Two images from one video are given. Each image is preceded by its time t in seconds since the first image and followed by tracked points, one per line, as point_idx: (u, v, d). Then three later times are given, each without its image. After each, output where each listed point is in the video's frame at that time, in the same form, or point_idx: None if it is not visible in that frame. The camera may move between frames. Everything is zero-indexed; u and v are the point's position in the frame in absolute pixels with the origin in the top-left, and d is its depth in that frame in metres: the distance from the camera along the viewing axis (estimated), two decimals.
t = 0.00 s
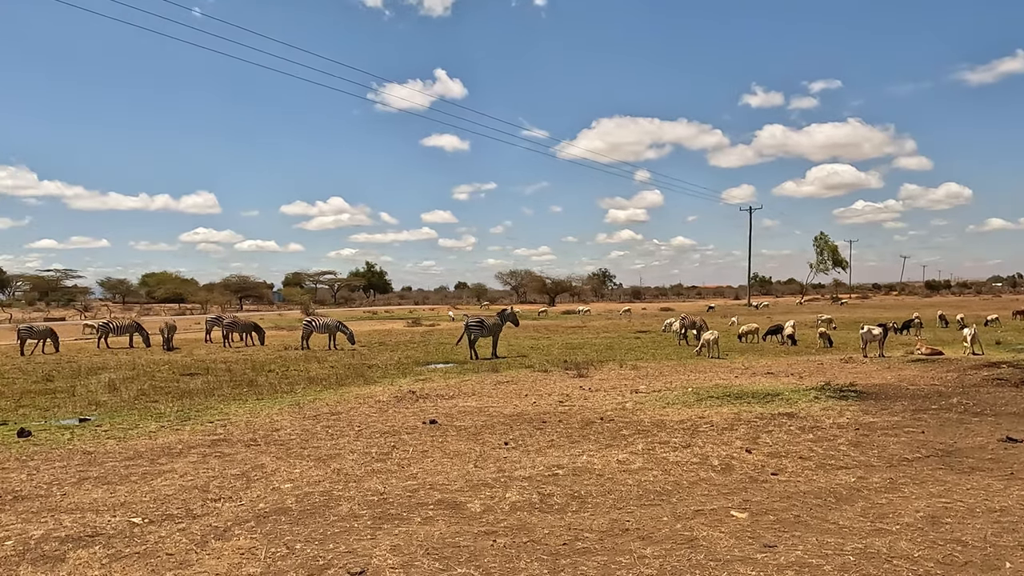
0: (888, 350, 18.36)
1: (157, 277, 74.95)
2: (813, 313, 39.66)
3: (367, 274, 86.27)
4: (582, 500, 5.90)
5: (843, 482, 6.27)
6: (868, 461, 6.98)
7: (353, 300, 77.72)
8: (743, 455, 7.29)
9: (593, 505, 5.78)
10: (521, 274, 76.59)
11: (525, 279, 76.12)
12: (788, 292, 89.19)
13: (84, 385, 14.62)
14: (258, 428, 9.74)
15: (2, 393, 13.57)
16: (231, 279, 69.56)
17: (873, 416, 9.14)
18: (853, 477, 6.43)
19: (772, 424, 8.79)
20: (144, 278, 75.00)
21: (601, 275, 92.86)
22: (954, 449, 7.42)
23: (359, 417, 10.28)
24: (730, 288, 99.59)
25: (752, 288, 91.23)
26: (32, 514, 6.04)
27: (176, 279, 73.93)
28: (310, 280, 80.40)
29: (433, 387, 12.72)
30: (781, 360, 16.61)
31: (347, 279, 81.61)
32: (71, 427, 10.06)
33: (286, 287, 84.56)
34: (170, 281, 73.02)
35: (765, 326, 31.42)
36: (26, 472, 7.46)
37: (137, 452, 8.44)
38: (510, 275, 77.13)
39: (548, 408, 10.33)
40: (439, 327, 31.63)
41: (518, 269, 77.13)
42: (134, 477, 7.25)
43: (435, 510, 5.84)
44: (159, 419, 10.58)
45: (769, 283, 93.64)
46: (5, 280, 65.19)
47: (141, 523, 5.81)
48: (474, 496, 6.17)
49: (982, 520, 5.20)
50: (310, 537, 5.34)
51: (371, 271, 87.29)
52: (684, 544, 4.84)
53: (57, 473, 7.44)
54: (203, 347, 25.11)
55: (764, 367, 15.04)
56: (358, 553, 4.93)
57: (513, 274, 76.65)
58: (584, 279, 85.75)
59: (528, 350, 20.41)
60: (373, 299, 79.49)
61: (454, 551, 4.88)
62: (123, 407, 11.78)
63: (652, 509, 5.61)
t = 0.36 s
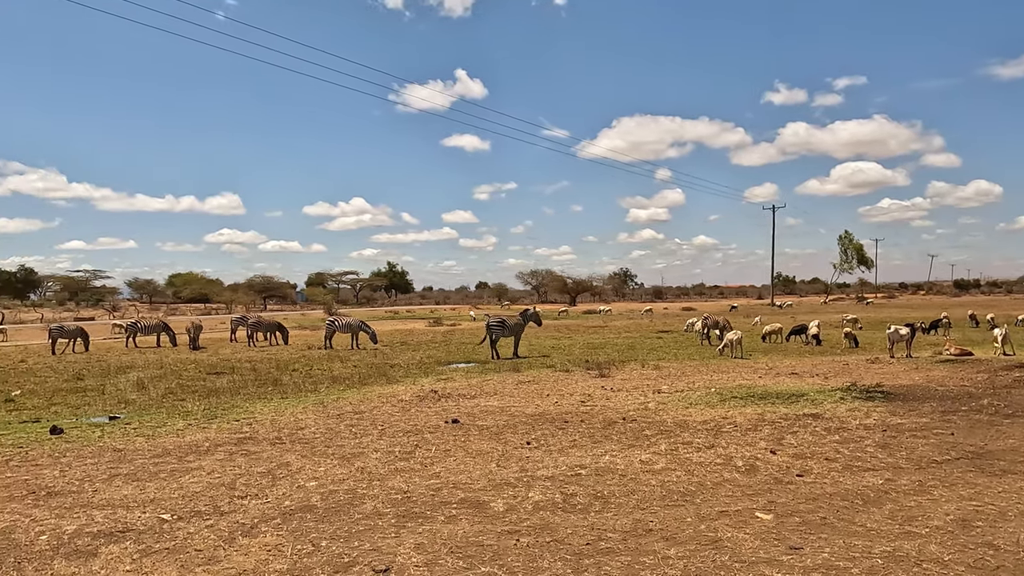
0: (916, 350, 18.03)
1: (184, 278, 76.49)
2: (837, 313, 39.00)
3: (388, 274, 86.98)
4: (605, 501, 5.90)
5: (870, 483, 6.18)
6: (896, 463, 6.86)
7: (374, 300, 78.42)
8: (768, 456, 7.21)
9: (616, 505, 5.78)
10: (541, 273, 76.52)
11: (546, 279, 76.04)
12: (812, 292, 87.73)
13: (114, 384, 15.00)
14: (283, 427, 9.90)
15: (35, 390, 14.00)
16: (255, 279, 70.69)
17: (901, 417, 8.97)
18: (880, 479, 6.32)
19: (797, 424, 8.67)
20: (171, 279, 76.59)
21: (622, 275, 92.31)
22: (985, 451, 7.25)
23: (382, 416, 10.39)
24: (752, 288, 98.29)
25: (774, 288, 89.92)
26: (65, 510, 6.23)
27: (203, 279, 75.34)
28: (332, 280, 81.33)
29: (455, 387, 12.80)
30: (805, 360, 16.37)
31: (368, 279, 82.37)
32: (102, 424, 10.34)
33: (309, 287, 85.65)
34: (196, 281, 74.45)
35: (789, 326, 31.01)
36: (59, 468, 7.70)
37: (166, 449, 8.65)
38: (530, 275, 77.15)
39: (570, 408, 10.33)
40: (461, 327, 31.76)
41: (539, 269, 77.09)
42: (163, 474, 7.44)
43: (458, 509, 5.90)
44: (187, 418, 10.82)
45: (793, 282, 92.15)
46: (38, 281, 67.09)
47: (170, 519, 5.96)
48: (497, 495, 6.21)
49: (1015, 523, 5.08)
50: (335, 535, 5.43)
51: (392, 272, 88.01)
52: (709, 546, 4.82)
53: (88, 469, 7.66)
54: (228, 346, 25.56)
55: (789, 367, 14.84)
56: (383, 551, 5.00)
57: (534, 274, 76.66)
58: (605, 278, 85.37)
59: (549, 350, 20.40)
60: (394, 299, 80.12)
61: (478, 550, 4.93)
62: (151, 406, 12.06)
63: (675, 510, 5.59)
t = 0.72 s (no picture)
0: (944, 351, 17.73)
1: (210, 279, 77.95)
2: (863, 313, 38.24)
3: (410, 274, 87.65)
4: (628, 501, 5.89)
5: (898, 486, 6.07)
6: (924, 465, 6.72)
7: (396, 300, 79.09)
8: (793, 457, 7.13)
9: (640, 506, 5.76)
10: (562, 273, 76.36)
11: (567, 279, 75.87)
12: (838, 292, 86.12)
13: (142, 383, 15.37)
14: (307, 426, 10.05)
15: (67, 389, 14.43)
16: (279, 280, 71.75)
17: (930, 419, 8.78)
18: (909, 482, 6.21)
19: (823, 426, 8.55)
20: (198, 280, 78.12)
21: (643, 275, 91.64)
22: (1018, 454, 7.06)
23: (405, 415, 10.50)
24: (776, 288, 96.85)
25: (798, 288, 88.36)
26: (97, 506, 6.42)
27: (228, 280, 76.69)
28: (355, 281, 82.17)
29: (477, 387, 12.87)
30: (831, 360, 16.11)
31: (390, 279, 83.01)
32: (132, 423, 10.60)
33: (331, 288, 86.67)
34: (222, 282, 75.80)
35: (814, 326, 30.56)
36: (91, 465, 7.93)
37: (193, 447, 8.85)
38: (551, 275, 77.10)
39: (592, 408, 10.31)
40: (482, 327, 31.87)
41: (560, 270, 76.97)
42: (191, 472, 7.62)
43: (482, 508, 5.94)
44: (214, 417, 11.05)
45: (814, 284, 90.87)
46: (69, 282, 68.94)
47: (198, 516, 6.11)
48: (520, 495, 6.24)
49: None
50: (360, 533, 5.51)
51: (414, 272, 88.65)
52: (734, 547, 4.79)
53: (119, 467, 7.88)
54: (253, 346, 25.96)
55: (814, 368, 14.61)
56: (407, 550, 5.06)
57: (555, 274, 76.58)
58: (626, 278, 84.93)
59: (571, 350, 20.38)
60: (416, 300, 80.67)
61: (501, 549, 4.96)
62: (178, 405, 12.34)
63: (700, 511, 5.56)
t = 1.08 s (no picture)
0: (971, 351, 17.51)
1: (233, 280, 79.24)
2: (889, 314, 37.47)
3: (429, 275, 88.15)
4: (648, 503, 5.87)
5: (924, 490, 5.95)
6: (952, 469, 6.58)
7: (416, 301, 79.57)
8: (816, 460, 7.03)
9: (660, 508, 5.73)
10: (582, 274, 76.14)
11: (586, 279, 75.64)
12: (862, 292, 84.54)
13: (168, 383, 15.68)
14: (329, 426, 10.19)
15: (95, 388, 14.80)
16: (301, 282, 72.66)
17: (958, 421, 8.59)
18: (937, 485, 6.08)
19: (847, 428, 8.41)
20: (222, 282, 79.46)
21: (663, 275, 90.91)
22: None
23: (425, 416, 10.58)
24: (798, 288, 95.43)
25: (822, 288, 87.02)
26: (124, 503, 6.59)
27: (251, 282, 77.87)
28: (375, 282, 82.86)
29: (497, 387, 12.90)
30: (855, 361, 15.83)
31: (410, 280, 83.56)
32: (158, 422, 10.84)
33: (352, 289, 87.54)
34: (245, 284, 76.98)
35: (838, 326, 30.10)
36: (119, 464, 8.13)
37: (218, 447, 9.02)
38: (571, 276, 76.97)
39: (612, 409, 10.27)
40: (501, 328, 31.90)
41: (580, 270, 76.76)
42: (215, 471, 7.77)
43: (502, 509, 5.97)
44: (237, 416, 11.25)
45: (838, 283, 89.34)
46: (97, 284, 70.61)
47: (223, 514, 6.23)
48: (540, 496, 6.26)
49: None
50: (381, 532, 5.57)
51: (434, 273, 89.14)
52: (757, 550, 4.74)
53: (146, 465, 8.07)
54: (275, 347, 26.34)
55: (838, 369, 14.38)
56: (428, 549, 5.11)
57: (575, 274, 76.38)
58: (646, 279, 84.40)
59: (591, 351, 20.31)
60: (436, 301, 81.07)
61: (522, 550, 4.98)
62: (202, 404, 12.58)
63: (721, 513, 5.51)
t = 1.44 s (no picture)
0: (1001, 352, 17.22)
1: (255, 282, 80.40)
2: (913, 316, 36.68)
3: (448, 276, 88.58)
4: (669, 505, 5.84)
5: (951, 493, 5.82)
6: (980, 472, 6.43)
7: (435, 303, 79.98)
8: (840, 462, 6.92)
9: (681, 510, 5.70)
10: (601, 274, 75.80)
11: (605, 280, 75.31)
12: (887, 292, 83.03)
13: (191, 383, 15.97)
14: (350, 426, 10.30)
15: (121, 389, 15.15)
16: (321, 283, 73.49)
17: (986, 424, 8.38)
18: (963, 489, 5.95)
19: (871, 430, 8.27)
20: (244, 283, 80.74)
21: (682, 276, 90.14)
22: None
23: (444, 417, 10.64)
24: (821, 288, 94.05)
25: (845, 288, 85.68)
26: (149, 502, 6.74)
27: (273, 283, 78.97)
28: (395, 283, 83.48)
29: (516, 388, 12.92)
30: (879, 363, 15.54)
31: (429, 281, 84.05)
32: (182, 422, 11.05)
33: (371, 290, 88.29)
34: (266, 285, 78.12)
35: (862, 327, 29.64)
36: (144, 463, 8.32)
37: (241, 446, 9.18)
38: (590, 277, 76.80)
39: (632, 410, 10.22)
40: (520, 329, 31.91)
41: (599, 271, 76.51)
42: (238, 470, 7.91)
43: (522, 509, 5.98)
44: (259, 417, 11.42)
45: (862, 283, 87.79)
46: (123, 286, 72.19)
47: (246, 513, 6.34)
48: (560, 497, 6.26)
49: None
50: (402, 532, 5.63)
51: (452, 275, 89.54)
52: (779, 553, 4.69)
53: (171, 464, 8.25)
54: (296, 348, 26.68)
55: (862, 370, 14.13)
56: (448, 550, 5.15)
57: (594, 275, 76.14)
58: (666, 279, 83.84)
59: (610, 352, 20.22)
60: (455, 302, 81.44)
61: (542, 551, 4.99)
62: (225, 404, 12.79)
63: (743, 516, 5.46)
